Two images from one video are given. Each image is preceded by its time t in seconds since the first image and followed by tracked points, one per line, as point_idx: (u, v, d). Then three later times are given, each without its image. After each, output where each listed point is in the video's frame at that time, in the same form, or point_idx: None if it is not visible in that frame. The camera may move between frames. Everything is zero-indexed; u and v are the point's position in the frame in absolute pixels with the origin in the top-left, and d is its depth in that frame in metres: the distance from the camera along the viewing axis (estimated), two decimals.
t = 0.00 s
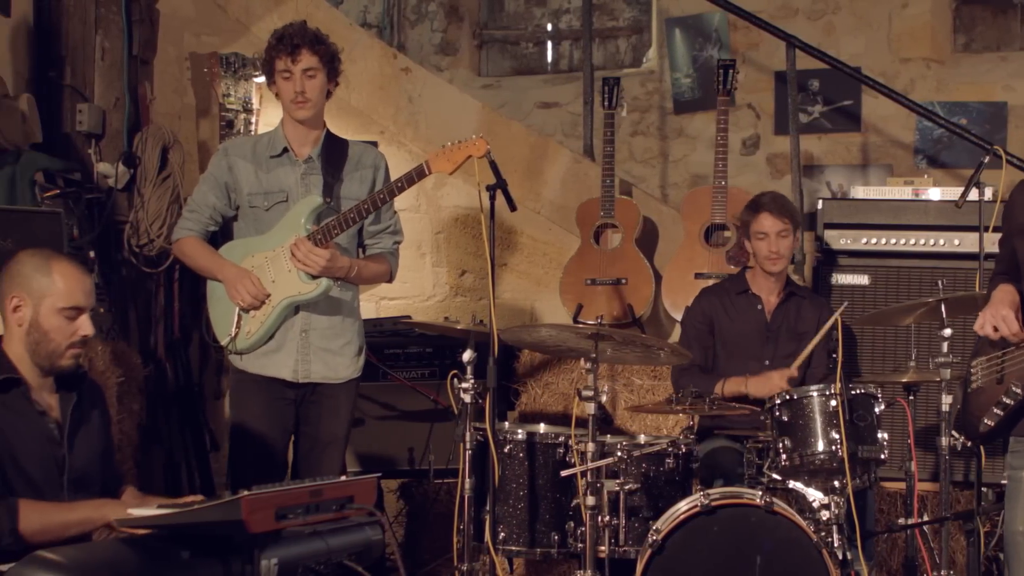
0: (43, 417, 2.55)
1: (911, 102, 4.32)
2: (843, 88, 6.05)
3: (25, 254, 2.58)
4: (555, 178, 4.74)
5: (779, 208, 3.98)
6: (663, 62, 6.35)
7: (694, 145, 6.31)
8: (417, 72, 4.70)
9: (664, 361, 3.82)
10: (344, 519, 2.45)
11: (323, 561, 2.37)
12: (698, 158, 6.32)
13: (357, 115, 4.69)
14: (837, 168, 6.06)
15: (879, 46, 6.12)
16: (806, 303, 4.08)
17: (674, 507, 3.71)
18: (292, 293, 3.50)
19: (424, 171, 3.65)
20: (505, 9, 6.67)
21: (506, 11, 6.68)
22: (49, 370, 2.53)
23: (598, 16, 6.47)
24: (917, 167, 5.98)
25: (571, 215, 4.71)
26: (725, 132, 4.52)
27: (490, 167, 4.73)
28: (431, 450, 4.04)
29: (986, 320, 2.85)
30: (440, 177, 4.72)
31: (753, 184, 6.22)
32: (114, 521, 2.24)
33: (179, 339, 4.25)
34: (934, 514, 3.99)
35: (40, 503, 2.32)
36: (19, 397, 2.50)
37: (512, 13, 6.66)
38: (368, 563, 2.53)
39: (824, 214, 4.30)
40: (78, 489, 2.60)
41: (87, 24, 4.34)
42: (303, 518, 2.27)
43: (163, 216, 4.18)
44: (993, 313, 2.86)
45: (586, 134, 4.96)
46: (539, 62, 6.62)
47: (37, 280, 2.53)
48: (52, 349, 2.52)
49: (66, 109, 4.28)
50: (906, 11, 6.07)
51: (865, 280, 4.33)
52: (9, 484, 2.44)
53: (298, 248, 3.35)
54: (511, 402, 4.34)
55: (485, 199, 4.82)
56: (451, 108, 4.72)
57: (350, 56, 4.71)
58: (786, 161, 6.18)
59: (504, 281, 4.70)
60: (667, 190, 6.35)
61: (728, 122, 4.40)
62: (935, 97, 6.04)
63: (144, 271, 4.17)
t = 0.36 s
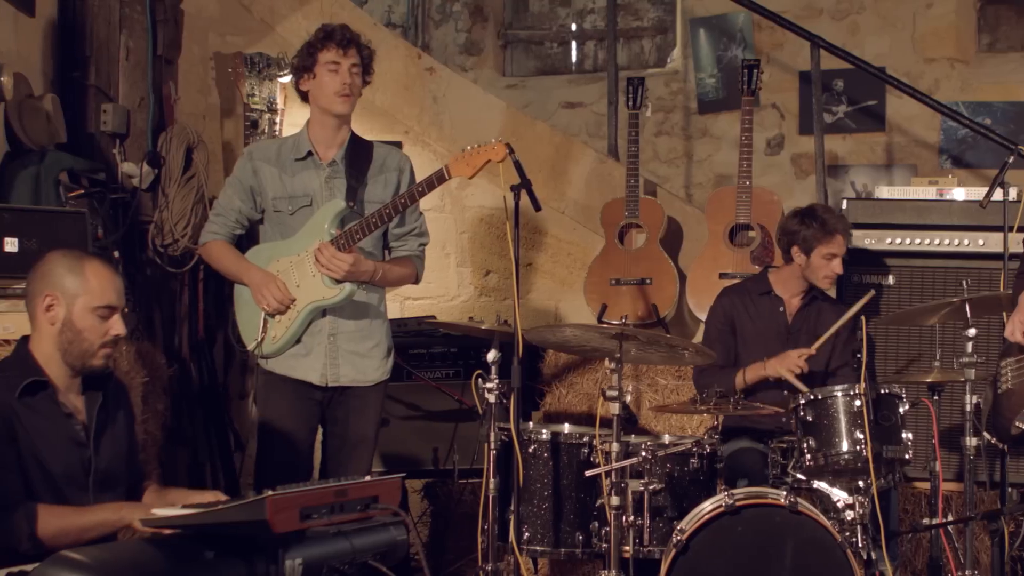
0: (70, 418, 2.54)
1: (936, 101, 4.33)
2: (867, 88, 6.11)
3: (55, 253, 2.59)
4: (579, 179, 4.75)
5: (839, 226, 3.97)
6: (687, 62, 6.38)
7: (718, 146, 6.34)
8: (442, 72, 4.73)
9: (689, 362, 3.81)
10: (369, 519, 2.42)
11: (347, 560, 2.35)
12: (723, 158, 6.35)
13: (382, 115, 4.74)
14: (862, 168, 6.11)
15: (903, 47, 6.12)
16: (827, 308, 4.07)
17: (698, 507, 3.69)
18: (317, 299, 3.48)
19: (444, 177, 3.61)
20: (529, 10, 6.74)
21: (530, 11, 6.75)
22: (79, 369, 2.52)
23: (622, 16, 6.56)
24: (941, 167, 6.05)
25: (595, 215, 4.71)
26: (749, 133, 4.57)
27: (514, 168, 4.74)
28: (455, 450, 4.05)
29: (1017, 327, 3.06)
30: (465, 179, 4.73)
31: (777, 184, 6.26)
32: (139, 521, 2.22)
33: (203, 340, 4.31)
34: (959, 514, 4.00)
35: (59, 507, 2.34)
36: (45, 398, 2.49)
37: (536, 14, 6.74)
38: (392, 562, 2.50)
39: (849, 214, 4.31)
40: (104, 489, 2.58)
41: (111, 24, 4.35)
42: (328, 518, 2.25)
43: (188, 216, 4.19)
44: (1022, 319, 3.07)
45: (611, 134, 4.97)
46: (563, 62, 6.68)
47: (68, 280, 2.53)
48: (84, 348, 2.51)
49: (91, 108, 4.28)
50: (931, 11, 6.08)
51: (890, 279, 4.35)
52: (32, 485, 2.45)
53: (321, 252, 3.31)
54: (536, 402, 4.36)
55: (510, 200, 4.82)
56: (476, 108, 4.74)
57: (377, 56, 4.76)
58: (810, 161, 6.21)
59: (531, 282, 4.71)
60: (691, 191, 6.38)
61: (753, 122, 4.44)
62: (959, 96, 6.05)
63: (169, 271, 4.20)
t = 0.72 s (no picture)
0: (95, 418, 2.52)
1: (960, 102, 4.39)
2: (892, 88, 6.12)
3: (71, 252, 2.59)
4: (603, 178, 4.75)
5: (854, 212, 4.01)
6: (712, 62, 6.42)
7: (743, 146, 6.37)
8: (466, 72, 4.75)
9: (714, 362, 3.79)
10: (392, 518, 2.36)
11: (372, 561, 2.31)
12: (747, 158, 6.38)
13: (407, 115, 4.76)
14: (886, 168, 6.14)
15: (928, 46, 6.14)
16: (853, 305, 4.07)
17: (722, 507, 3.64)
18: (343, 295, 3.40)
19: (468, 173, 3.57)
20: (553, 10, 6.82)
21: (554, 11, 6.82)
22: (101, 366, 2.52)
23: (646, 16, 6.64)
24: (965, 167, 6.10)
25: (620, 215, 4.71)
26: (773, 132, 4.57)
27: (539, 167, 4.73)
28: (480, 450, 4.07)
29: None
30: (489, 179, 4.75)
31: (802, 184, 6.31)
32: (165, 522, 2.18)
33: (227, 340, 4.32)
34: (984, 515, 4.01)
35: (82, 512, 2.32)
36: (70, 397, 2.48)
37: (560, 13, 6.82)
38: (416, 561, 2.45)
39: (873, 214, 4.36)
40: (129, 490, 2.55)
41: (135, 24, 4.35)
42: (352, 519, 2.23)
43: (211, 216, 4.25)
44: None
45: (636, 134, 4.96)
46: (588, 62, 6.76)
47: (84, 277, 2.53)
48: (104, 343, 2.51)
49: (115, 108, 4.30)
50: (956, 11, 6.08)
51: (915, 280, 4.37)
52: (56, 486, 2.44)
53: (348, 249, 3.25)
54: (560, 402, 4.39)
55: (534, 200, 4.81)
56: (499, 108, 4.76)
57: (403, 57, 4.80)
58: (835, 161, 6.25)
59: (557, 282, 4.73)
60: (716, 191, 6.42)
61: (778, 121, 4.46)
62: (984, 96, 6.08)
63: (194, 270, 4.24)
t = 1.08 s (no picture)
0: (118, 418, 2.52)
1: (986, 102, 4.41)
2: (916, 88, 6.15)
3: (108, 251, 2.58)
4: (628, 179, 4.75)
5: (852, 212, 3.94)
6: (737, 62, 6.45)
7: (767, 146, 6.39)
8: (491, 72, 4.76)
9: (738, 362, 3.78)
10: (415, 519, 2.36)
11: (397, 560, 2.30)
12: (772, 158, 6.40)
13: (431, 115, 4.78)
14: (911, 168, 6.15)
15: (952, 46, 6.15)
16: (877, 302, 4.08)
17: (746, 507, 3.62)
18: (371, 294, 3.40)
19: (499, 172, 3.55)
20: (578, 10, 6.87)
21: (579, 11, 6.87)
22: (126, 368, 2.51)
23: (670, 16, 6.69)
24: (990, 167, 6.11)
25: (644, 215, 4.71)
26: (798, 133, 4.58)
27: (563, 167, 4.74)
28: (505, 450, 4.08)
29: None
30: (514, 178, 4.75)
31: (826, 184, 6.32)
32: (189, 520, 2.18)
33: (252, 340, 4.35)
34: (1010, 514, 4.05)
35: (103, 511, 2.32)
36: (93, 398, 2.47)
37: (585, 14, 6.86)
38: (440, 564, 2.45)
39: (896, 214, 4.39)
40: (150, 491, 2.56)
41: (160, 24, 4.37)
42: (377, 518, 2.21)
43: (236, 215, 4.27)
44: None
45: (661, 134, 5.00)
46: (613, 62, 6.78)
47: (119, 279, 2.52)
48: (133, 346, 2.51)
49: (140, 109, 4.30)
50: (980, 11, 6.10)
51: (937, 279, 4.42)
52: (80, 487, 2.43)
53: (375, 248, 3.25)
54: (585, 402, 4.41)
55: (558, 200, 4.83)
56: (525, 108, 4.76)
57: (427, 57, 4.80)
58: (859, 161, 6.26)
59: (582, 282, 4.72)
60: (741, 191, 6.45)
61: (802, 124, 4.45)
62: (1009, 96, 6.08)
63: (218, 271, 4.25)
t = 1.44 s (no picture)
0: (144, 417, 2.51)
1: (1013, 103, 4.42)
2: (939, 88, 6.17)
3: (118, 251, 2.58)
4: (652, 179, 4.75)
5: (875, 212, 3.92)
6: (761, 62, 6.48)
7: (791, 145, 6.43)
8: (515, 72, 4.78)
9: (761, 362, 3.75)
10: (439, 519, 2.32)
11: (421, 561, 2.25)
12: (796, 158, 6.44)
13: (456, 116, 4.79)
14: (935, 168, 6.18)
15: (977, 46, 6.15)
16: (903, 303, 4.08)
17: (770, 507, 3.59)
18: (397, 295, 3.39)
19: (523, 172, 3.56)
20: (602, 10, 6.88)
21: (603, 11, 6.88)
22: (153, 361, 2.52)
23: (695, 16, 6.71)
24: (1014, 167, 6.11)
25: (669, 214, 4.73)
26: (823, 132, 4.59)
27: (587, 167, 4.78)
28: (529, 450, 4.10)
29: None
30: (538, 178, 4.76)
31: (850, 184, 6.35)
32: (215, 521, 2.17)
33: (276, 339, 4.37)
34: None
35: (129, 511, 2.31)
36: (119, 397, 2.47)
37: (609, 13, 6.88)
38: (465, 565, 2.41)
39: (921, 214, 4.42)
40: (180, 489, 2.55)
41: (185, 23, 4.39)
42: (401, 519, 2.18)
43: (261, 216, 4.29)
44: None
45: (684, 134, 5.00)
46: (637, 62, 6.80)
47: (133, 275, 2.53)
48: (156, 338, 2.51)
49: (163, 108, 4.30)
50: (1005, 11, 6.10)
51: (962, 279, 4.43)
52: (107, 488, 2.43)
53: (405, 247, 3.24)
54: (609, 402, 4.42)
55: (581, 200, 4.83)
56: (548, 109, 4.77)
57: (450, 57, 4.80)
58: (883, 161, 6.27)
59: (605, 281, 4.72)
60: (765, 190, 6.50)
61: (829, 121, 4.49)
62: None
63: (244, 271, 4.27)
